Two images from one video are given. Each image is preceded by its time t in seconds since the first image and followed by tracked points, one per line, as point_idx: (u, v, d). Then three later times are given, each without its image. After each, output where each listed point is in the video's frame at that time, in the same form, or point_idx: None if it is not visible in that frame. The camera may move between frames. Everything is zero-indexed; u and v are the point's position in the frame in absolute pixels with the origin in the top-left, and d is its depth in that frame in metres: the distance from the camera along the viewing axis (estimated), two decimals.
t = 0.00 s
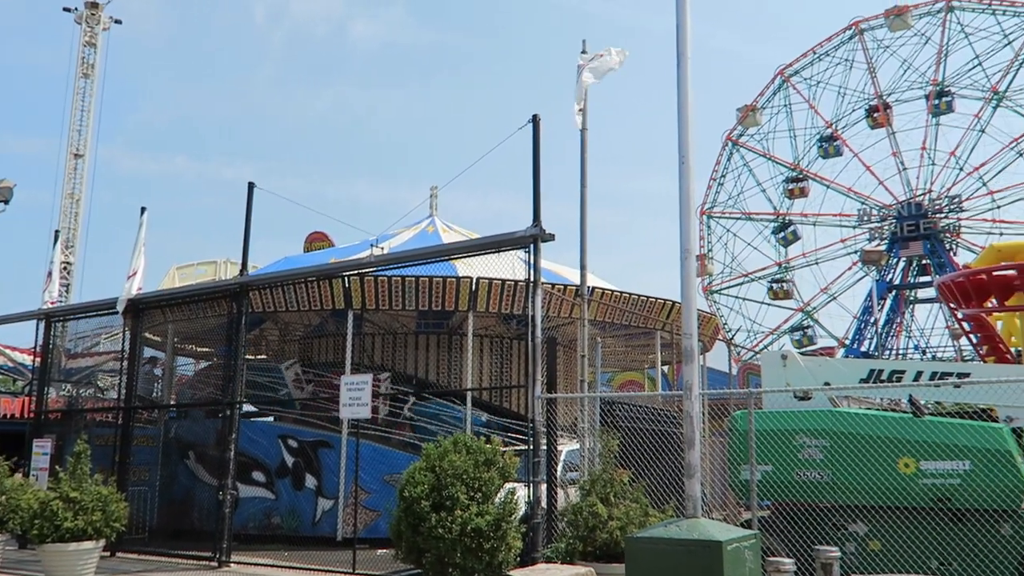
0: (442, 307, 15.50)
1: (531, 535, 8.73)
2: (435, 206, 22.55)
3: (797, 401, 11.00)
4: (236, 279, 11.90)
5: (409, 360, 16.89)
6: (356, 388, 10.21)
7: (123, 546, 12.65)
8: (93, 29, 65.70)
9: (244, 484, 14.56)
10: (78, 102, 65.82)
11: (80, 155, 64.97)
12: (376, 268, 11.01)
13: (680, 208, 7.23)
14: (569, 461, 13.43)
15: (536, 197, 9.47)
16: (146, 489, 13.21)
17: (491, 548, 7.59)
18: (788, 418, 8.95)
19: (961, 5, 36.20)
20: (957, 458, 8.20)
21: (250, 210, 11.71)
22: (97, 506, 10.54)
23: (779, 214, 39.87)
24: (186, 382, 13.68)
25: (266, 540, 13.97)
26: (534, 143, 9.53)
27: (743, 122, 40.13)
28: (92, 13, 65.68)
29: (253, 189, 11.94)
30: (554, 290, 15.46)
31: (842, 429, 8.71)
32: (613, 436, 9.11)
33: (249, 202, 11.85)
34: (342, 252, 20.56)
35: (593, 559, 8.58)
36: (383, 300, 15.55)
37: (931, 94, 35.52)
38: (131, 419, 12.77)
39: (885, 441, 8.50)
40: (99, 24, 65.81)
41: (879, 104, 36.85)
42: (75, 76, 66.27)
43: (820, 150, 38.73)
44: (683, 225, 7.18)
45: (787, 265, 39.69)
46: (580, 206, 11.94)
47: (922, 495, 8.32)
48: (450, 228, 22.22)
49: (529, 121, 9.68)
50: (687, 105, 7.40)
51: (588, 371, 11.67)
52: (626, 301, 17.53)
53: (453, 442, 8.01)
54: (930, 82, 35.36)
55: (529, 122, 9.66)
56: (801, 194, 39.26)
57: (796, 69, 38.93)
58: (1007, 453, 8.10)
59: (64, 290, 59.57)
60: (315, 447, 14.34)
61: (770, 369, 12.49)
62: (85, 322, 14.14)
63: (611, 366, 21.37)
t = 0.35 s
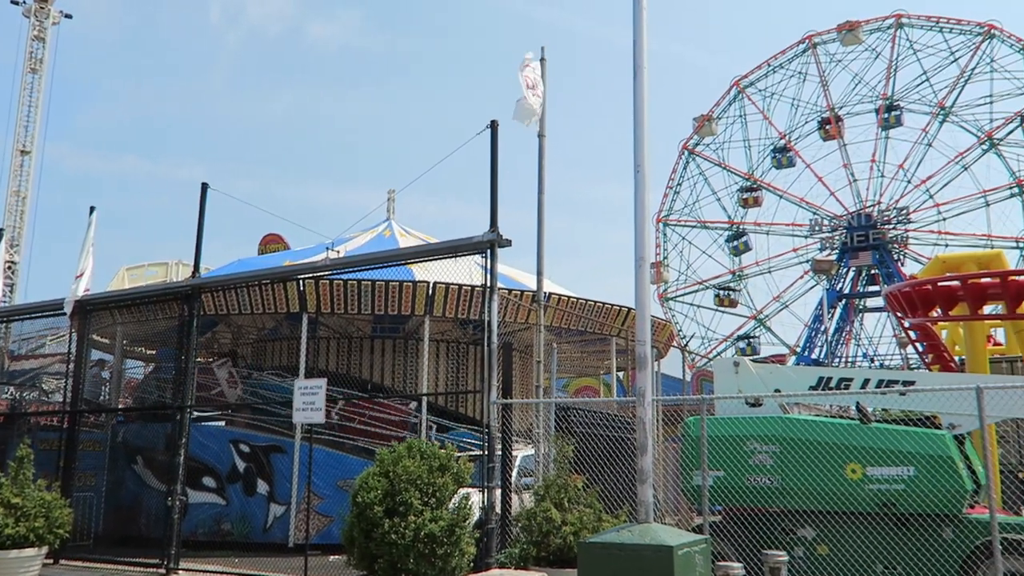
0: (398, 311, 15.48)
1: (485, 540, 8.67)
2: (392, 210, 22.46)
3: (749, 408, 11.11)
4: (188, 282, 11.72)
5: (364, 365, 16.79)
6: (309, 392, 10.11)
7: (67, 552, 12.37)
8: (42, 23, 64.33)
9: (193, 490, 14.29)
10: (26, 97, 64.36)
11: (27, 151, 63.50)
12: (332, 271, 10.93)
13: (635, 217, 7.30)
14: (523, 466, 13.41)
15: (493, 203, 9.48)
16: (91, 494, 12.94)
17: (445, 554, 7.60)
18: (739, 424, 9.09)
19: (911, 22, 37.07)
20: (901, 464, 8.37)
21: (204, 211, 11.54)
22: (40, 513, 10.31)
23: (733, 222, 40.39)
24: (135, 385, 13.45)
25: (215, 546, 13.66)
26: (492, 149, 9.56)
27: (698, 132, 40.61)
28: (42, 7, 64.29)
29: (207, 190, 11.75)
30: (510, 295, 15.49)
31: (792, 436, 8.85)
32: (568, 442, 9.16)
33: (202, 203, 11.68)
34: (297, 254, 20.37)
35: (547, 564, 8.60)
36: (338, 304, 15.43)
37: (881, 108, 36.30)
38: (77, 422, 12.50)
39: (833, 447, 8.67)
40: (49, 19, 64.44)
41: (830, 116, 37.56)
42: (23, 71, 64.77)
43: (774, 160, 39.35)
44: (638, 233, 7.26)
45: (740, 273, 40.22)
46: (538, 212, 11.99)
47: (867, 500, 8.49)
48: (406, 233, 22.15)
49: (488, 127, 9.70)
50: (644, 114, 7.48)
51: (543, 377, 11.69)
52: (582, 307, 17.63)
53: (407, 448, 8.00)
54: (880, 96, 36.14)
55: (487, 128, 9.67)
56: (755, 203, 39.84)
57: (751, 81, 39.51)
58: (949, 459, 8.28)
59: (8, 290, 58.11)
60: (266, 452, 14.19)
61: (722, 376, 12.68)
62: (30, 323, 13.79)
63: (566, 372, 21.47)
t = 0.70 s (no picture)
0: (356, 314, 15.31)
1: (442, 544, 8.60)
2: (352, 213, 22.33)
3: (705, 414, 11.25)
4: (143, 284, 11.55)
5: (323, 369, 16.67)
6: (266, 397, 9.99)
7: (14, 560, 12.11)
8: None
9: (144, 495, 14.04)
10: None
11: None
12: (290, 274, 10.83)
13: (594, 223, 7.35)
14: (481, 471, 13.36)
15: (454, 207, 9.48)
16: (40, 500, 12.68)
17: (401, 559, 7.58)
18: (696, 429, 9.17)
19: (866, 35, 37.78)
20: (853, 469, 8.52)
21: (159, 212, 11.37)
22: None
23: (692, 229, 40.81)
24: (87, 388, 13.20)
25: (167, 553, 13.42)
26: (453, 154, 9.55)
27: (659, 140, 40.97)
28: None
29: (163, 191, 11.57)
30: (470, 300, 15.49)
31: (748, 441, 8.95)
32: (526, 447, 9.18)
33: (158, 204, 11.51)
34: (256, 257, 20.15)
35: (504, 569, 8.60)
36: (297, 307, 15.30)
37: (836, 119, 36.92)
38: (25, 427, 12.24)
39: (787, 452, 8.79)
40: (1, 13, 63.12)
41: (788, 126, 38.11)
42: None
43: (732, 169, 39.80)
44: (597, 240, 7.30)
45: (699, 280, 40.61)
46: (499, 217, 12.00)
47: (820, 505, 8.63)
48: (367, 236, 22.04)
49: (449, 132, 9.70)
50: (603, 121, 7.54)
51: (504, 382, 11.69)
52: (542, 312, 17.68)
53: (364, 452, 7.96)
54: (836, 107, 36.76)
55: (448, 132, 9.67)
56: (713, 211, 40.28)
57: (711, 90, 39.96)
58: (899, 464, 8.46)
59: None
60: (221, 457, 13.97)
61: (680, 381, 12.80)
62: None
63: (527, 377, 21.50)
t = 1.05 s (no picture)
0: (317, 318, 15.29)
1: (401, 550, 8.62)
2: (313, 215, 22.17)
3: (663, 418, 11.35)
4: (97, 284, 11.33)
5: (281, 372, 16.52)
6: (222, 400, 9.87)
7: None
8: None
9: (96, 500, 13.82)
10: None
11: None
12: (249, 276, 10.70)
13: (555, 228, 7.38)
14: (441, 475, 13.33)
15: (415, 211, 9.46)
16: None
17: (358, 565, 7.54)
18: (654, 433, 9.24)
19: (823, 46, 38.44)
20: (808, 473, 8.65)
21: (114, 211, 11.18)
22: None
23: (653, 235, 41.11)
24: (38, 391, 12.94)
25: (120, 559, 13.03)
26: (416, 157, 9.53)
27: (621, 146, 41.23)
28: None
29: (118, 190, 11.36)
30: (431, 303, 15.47)
31: (705, 445, 9.03)
32: (486, 451, 9.15)
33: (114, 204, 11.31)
34: (214, 258, 19.91)
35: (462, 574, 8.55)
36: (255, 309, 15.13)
37: (795, 128, 37.49)
38: None
39: (743, 456, 8.89)
40: None
41: (747, 134, 38.60)
42: None
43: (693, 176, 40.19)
44: (557, 245, 7.34)
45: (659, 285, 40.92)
46: (460, 221, 12.00)
47: (775, 508, 8.73)
48: (327, 238, 21.90)
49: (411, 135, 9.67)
50: (564, 127, 7.58)
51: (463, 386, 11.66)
52: (503, 316, 17.70)
53: (322, 456, 7.91)
54: (794, 117, 37.34)
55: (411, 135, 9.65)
56: (674, 217, 40.64)
57: (672, 98, 40.33)
58: (852, 467, 8.60)
59: None
60: (176, 461, 13.88)
61: (638, 386, 12.91)
62: None
63: (487, 381, 21.50)
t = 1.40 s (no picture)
0: (277, 318, 15.16)
1: (360, 552, 8.60)
2: (274, 214, 21.96)
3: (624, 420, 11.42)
4: (50, 283, 11.11)
5: (240, 372, 16.36)
6: (179, 401, 9.73)
7: None
8: None
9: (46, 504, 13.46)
10: None
11: None
12: (207, 275, 10.57)
13: (516, 230, 7.39)
14: (402, 478, 13.26)
15: (377, 211, 9.42)
16: None
17: (316, 568, 7.47)
18: (614, 435, 9.30)
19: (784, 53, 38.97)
20: (765, 474, 8.76)
21: (69, 209, 10.98)
22: None
23: (615, 238, 41.32)
24: None
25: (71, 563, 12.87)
26: (378, 156, 9.48)
27: (584, 149, 41.41)
28: None
29: (73, 187, 11.15)
30: (392, 304, 15.41)
31: (665, 447, 9.10)
32: (447, 452, 9.13)
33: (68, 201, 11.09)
34: (172, 257, 19.64)
35: None
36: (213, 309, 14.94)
37: (755, 133, 37.93)
38: None
39: (702, 457, 8.98)
40: None
41: (709, 139, 38.98)
42: None
43: (656, 179, 40.48)
44: (519, 246, 7.35)
45: (622, 287, 41.15)
46: (422, 222, 11.96)
47: (733, 509, 8.82)
48: (288, 238, 21.70)
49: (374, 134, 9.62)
50: (526, 129, 7.59)
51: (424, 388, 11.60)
52: (465, 318, 17.68)
53: (281, 458, 7.85)
54: (754, 122, 37.78)
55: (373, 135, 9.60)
56: (637, 220, 40.90)
57: (635, 101, 40.59)
58: (807, 469, 8.74)
59: None
60: (131, 462, 13.60)
61: (599, 388, 12.97)
62: None
63: (449, 382, 21.46)
